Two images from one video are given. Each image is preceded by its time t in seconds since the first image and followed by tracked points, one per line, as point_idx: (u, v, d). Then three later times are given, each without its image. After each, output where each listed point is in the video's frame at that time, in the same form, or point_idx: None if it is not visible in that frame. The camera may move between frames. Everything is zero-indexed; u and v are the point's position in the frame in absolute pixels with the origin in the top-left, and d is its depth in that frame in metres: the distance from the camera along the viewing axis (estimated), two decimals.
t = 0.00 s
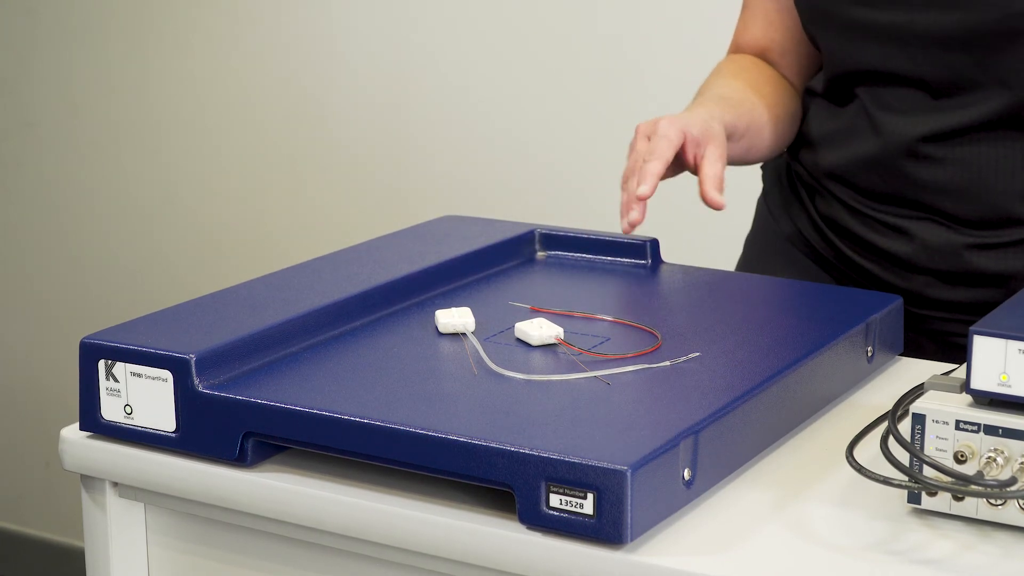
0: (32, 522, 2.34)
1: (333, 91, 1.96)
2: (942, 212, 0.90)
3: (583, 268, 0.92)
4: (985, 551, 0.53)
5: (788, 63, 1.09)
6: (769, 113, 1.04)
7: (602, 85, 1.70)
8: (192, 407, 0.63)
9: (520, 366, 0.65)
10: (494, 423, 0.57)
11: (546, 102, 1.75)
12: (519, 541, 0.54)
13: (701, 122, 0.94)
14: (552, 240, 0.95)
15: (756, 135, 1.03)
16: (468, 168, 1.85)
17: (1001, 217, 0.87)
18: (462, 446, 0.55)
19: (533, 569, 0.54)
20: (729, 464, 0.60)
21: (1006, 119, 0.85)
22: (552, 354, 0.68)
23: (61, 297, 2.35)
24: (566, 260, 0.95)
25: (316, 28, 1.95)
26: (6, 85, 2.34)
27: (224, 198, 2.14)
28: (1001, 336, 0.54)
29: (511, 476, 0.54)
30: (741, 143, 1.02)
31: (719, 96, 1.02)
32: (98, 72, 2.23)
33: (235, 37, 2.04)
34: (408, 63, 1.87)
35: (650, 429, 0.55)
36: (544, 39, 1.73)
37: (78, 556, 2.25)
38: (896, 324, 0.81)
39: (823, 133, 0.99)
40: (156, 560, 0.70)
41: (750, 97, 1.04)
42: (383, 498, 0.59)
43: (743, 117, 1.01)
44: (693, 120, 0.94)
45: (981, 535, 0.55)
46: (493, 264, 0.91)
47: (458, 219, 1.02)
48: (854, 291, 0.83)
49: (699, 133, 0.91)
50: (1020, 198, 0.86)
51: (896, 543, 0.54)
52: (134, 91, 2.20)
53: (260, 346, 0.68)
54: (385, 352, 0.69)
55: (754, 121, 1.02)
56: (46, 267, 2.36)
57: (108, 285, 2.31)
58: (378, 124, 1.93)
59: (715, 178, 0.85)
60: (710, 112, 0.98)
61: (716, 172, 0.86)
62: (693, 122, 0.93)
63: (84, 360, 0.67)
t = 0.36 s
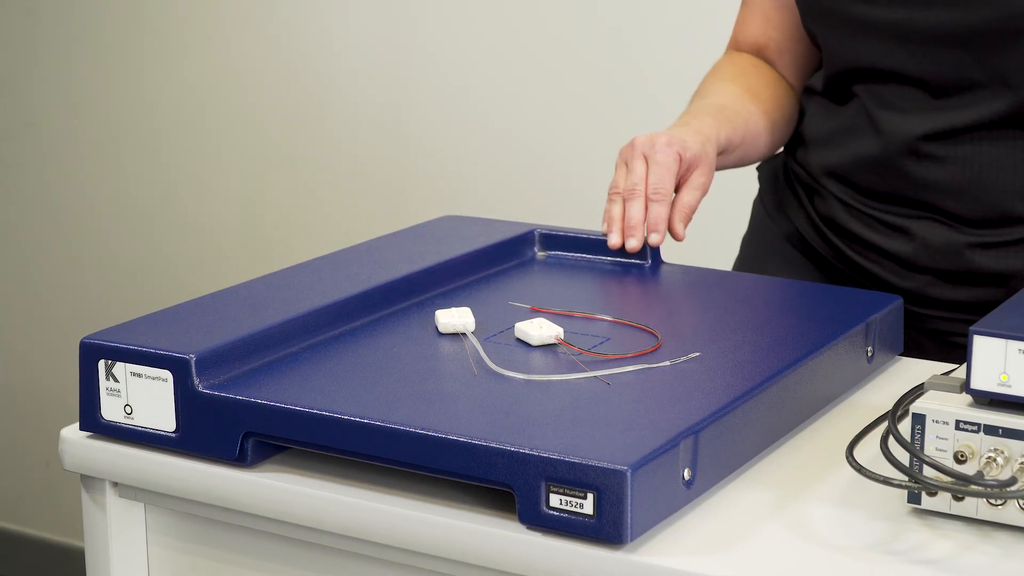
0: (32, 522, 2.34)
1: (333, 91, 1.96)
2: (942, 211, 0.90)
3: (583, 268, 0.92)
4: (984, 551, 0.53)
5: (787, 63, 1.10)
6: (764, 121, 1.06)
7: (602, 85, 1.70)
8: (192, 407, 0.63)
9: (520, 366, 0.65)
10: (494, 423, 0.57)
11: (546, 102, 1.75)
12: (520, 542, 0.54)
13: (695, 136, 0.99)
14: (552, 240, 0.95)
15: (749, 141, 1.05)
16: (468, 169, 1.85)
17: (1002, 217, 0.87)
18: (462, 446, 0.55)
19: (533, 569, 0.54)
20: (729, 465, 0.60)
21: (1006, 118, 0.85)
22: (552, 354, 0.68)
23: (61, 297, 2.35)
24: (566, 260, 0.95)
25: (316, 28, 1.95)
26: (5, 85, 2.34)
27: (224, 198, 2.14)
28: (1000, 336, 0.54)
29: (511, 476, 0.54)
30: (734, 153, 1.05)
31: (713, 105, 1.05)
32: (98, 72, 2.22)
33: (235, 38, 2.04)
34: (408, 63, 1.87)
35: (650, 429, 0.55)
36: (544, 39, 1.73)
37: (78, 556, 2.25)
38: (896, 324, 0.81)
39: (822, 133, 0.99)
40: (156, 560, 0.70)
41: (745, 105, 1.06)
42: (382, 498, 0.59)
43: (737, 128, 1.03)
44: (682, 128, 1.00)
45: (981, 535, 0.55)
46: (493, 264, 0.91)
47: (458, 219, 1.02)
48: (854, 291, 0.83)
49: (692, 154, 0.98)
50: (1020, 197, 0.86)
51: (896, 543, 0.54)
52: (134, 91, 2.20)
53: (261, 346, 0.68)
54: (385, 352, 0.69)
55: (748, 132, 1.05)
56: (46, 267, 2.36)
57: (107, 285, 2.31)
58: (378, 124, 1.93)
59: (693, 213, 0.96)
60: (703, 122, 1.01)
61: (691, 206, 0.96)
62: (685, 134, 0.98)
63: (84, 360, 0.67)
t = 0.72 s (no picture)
0: (32, 522, 2.34)
1: (333, 91, 1.96)
2: (939, 213, 0.90)
3: (583, 268, 0.92)
4: (984, 551, 0.53)
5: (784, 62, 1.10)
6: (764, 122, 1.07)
7: (602, 85, 1.70)
8: (192, 407, 0.63)
9: (520, 366, 0.65)
10: (494, 423, 0.57)
11: (546, 103, 1.75)
12: (519, 543, 0.54)
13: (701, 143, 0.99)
14: (552, 240, 0.95)
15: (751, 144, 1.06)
16: (467, 169, 1.86)
17: (1000, 219, 0.87)
18: (462, 446, 0.55)
19: (533, 569, 0.54)
20: (729, 465, 0.60)
21: (1004, 119, 0.85)
22: (552, 354, 0.68)
23: (61, 297, 2.35)
24: (566, 260, 0.95)
25: (316, 28, 1.95)
26: (5, 85, 2.34)
27: (224, 199, 2.14)
28: (1001, 336, 0.54)
29: (511, 476, 0.54)
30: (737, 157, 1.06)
31: (716, 109, 1.05)
32: (99, 72, 2.22)
33: (235, 38, 2.04)
34: (408, 64, 1.87)
35: (649, 429, 0.55)
36: (545, 39, 1.73)
37: (77, 556, 2.25)
38: (896, 324, 0.81)
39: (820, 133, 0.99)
40: (156, 560, 0.70)
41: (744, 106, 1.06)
42: (382, 498, 0.59)
43: (740, 132, 1.04)
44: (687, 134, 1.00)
45: (981, 535, 0.55)
46: (493, 265, 0.91)
47: (458, 219, 1.02)
48: (854, 291, 0.83)
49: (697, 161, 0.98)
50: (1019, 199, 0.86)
51: (897, 543, 0.54)
52: (135, 92, 2.20)
53: (261, 346, 0.68)
54: (385, 352, 0.69)
55: (750, 133, 1.05)
56: (46, 267, 2.36)
57: (108, 285, 2.31)
58: (378, 125, 1.93)
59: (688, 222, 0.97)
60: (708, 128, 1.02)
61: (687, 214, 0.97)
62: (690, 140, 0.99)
63: (84, 360, 0.67)
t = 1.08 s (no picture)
0: (31, 523, 2.33)
1: (333, 90, 1.96)
2: (934, 215, 0.90)
3: (582, 268, 0.92)
4: (985, 551, 0.53)
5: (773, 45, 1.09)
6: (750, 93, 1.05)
7: (602, 84, 1.70)
8: (192, 407, 0.63)
9: (520, 366, 0.65)
10: (493, 423, 0.57)
11: (546, 102, 1.75)
12: (520, 543, 0.54)
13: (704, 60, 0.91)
14: (552, 240, 0.96)
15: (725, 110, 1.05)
16: (468, 169, 1.85)
17: (994, 221, 0.87)
18: (463, 446, 0.55)
19: (534, 569, 0.54)
20: (729, 465, 0.60)
21: (999, 119, 0.85)
22: (552, 354, 0.68)
23: (61, 297, 2.35)
24: (566, 260, 0.95)
25: (316, 28, 1.95)
26: (5, 85, 2.34)
27: (224, 199, 2.14)
28: (1001, 336, 0.54)
29: (511, 477, 0.54)
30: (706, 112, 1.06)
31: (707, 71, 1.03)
32: (100, 72, 2.22)
33: (237, 39, 2.04)
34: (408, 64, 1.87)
35: (648, 429, 0.55)
36: (545, 38, 1.73)
37: (78, 557, 2.24)
38: (896, 323, 0.81)
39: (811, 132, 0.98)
40: (157, 560, 0.70)
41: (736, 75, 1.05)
42: (384, 498, 0.59)
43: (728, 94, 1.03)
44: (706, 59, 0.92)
45: (981, 535, 0.55)
46: (493, 264, 0.91)
47: (457, 219, 1.02)
48: (854, 290, 0.83)
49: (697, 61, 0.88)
50: (1013, 202, 0.86)
51: (897, 543, 0.54)
52: (135, 91, 2.20)
53: (261, 345, 0.68)
54: (386, 353, 0.69)
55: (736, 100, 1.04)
56: (47, 267, 2.36)
57: (108, 285, 2.31)
58: (379, 125, 1.93)
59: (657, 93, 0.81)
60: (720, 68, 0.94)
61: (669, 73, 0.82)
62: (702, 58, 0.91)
63: (84, 361, 0.67)
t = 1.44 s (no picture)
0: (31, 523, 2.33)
1: (332, 91, 1.96)
2: (930, 216, 0.90)
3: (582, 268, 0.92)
4: (985, 551, 0.53)
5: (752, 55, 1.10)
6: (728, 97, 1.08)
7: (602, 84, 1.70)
8: (193, 407, 0.63)
9: (520, 366, 0.65)
10: (493, 423, 0.57)
11: (546, 102, 1.75)
12: (520, 543, 0.54)
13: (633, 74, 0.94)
14: (552, 240, 0.96)
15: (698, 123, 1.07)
16: (468, 168, 1.85)
17: (991, 223, 0.87)
18: (463, 446, 0.55)
19: (533, 569, 0.54)
20: (730, 465, 0.60)
21: (1000, 119, 0.85)
22: (552, 354, 0.68)
23: (61, 297, 2.35)
24: (566, 260, 0.95)
25: (315, 29, 1.95)
26: (5, 85, 2.34)
27: (224, 198, 2.14)
28: (1001, 336, 0.54)
29: (511, 477, 0.54)
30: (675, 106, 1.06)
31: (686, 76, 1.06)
32: (99, 72, 2.22)
33: (236, 38, 2.04)
34: (408, 64, 1.87)
35: (648, 428, 0.55)
36: (545, 38, 1.73)
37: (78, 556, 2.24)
38: (896, 323, 0.81)
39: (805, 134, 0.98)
40: (157, 560, 0.70)
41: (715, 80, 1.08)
42: (384, 498, 0.59)
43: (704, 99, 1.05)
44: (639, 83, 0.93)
45: (981, 536, 0.55)
46: (493, 265, 0.91)
47: (457, 219, 1.02)
48: (853, 291, 0.83)
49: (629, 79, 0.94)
50: (1010, 203, 0.86)
51: (897, 543, 0.54)
52: (135, 91, 2.20)
53: (261, 345, 0.68)
54: (387, 353, 0.69)
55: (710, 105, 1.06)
56: (47, 267, 2.36)
57: (108, 285, 2.31)
58: (378, 124, 1.93)
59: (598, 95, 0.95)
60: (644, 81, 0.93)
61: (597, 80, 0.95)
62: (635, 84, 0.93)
63: (84, 361, 0.67)
